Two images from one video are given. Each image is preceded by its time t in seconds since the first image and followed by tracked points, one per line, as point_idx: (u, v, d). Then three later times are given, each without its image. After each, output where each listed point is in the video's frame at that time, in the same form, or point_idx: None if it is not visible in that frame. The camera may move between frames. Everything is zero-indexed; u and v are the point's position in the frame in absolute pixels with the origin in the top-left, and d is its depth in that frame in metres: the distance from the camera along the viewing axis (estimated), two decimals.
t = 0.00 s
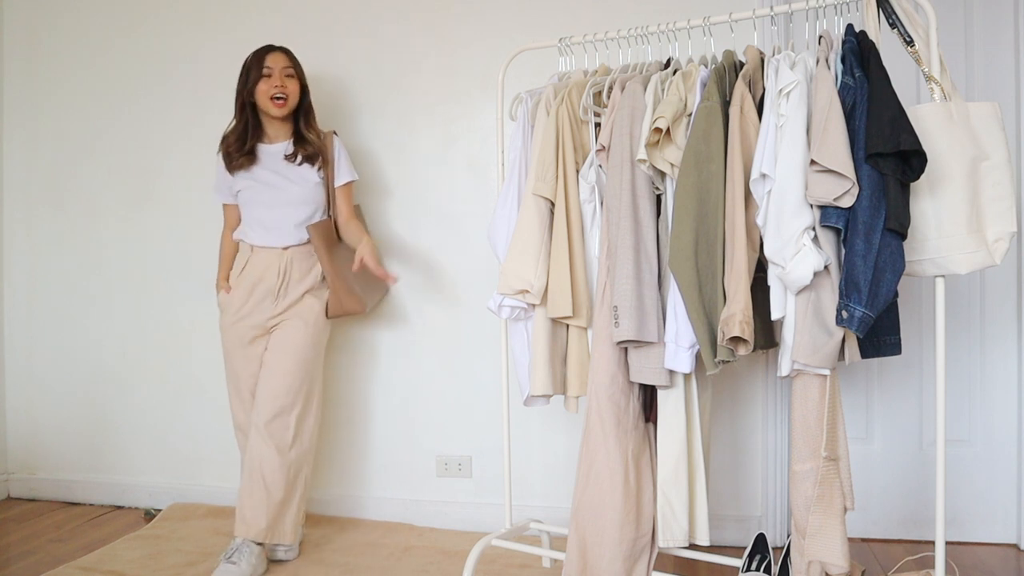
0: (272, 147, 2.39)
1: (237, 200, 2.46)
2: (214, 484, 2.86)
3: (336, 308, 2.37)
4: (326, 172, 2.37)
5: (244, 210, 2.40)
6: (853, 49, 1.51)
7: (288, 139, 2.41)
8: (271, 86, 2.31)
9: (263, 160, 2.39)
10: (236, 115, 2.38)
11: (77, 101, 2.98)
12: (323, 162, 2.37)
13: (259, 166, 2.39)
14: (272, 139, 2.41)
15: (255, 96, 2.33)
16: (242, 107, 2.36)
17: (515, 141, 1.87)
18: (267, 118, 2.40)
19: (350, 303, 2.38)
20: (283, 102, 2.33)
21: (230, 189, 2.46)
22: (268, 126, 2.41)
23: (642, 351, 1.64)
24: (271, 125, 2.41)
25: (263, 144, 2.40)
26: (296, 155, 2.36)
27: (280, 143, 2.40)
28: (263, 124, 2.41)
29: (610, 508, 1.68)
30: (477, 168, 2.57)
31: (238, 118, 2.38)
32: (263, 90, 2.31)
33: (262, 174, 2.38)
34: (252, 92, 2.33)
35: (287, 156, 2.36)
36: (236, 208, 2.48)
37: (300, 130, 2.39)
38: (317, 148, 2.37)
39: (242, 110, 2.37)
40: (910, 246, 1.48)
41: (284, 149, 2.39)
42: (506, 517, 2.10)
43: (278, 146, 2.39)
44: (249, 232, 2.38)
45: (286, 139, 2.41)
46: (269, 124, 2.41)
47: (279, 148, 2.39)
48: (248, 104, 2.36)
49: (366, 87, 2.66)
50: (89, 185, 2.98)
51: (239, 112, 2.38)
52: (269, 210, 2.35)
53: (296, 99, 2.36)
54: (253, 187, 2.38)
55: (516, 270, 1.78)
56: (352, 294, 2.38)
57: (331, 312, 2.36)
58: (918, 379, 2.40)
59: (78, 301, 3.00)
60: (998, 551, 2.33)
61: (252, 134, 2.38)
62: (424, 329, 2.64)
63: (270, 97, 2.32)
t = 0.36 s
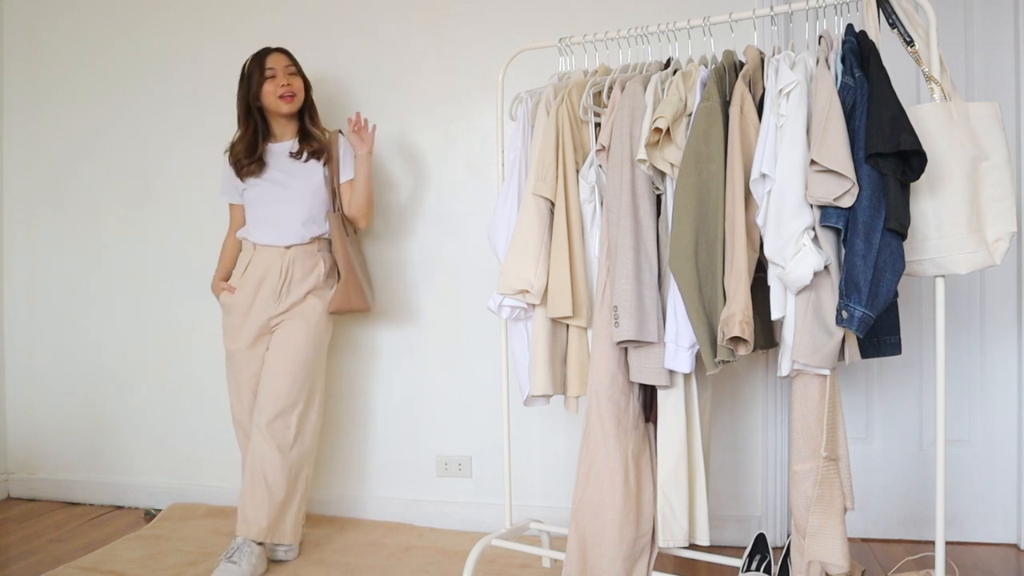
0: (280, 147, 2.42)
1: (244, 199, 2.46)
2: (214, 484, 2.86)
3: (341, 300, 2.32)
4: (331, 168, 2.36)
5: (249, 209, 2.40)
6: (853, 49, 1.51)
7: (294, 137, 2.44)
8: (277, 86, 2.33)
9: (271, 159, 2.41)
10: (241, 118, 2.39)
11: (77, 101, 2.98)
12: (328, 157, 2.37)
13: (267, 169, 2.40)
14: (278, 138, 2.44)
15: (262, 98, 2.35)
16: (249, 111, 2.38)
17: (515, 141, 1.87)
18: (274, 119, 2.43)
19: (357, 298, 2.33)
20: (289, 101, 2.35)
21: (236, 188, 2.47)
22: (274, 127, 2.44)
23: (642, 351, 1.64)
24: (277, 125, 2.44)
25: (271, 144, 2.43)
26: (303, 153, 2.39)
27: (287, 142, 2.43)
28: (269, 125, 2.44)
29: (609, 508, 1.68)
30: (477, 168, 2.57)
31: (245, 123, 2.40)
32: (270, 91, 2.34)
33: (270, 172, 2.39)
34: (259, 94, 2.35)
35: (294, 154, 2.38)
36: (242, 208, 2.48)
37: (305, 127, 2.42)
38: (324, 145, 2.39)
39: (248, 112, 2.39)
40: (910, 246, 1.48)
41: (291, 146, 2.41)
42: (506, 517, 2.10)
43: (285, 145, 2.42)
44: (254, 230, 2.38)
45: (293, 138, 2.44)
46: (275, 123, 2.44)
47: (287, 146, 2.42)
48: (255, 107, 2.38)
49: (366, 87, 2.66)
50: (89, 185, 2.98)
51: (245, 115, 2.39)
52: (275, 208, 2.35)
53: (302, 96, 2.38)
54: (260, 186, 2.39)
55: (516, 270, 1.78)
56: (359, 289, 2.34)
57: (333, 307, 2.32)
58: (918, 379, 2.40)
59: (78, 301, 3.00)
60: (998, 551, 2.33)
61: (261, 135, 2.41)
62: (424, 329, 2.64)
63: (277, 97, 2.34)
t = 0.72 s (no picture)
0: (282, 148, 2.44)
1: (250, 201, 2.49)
2: (214, 484, 2.86)
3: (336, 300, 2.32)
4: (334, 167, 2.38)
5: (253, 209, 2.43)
6: (853, 49, 1.51)
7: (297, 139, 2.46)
8: (275, 93, 2.33)
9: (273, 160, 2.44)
10: (242, 122, 2.42)
11: (77, 101, 2.98)
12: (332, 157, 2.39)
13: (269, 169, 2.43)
14: (282, 140, 2.46)
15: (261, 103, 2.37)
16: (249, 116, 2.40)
17: (515, 141, 1.87)
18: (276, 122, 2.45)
19: (353, 298, 2.32)
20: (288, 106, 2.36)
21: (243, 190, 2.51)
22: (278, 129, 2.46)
23: (642, 351, 1.64)
24: (280, 127, 2.46)
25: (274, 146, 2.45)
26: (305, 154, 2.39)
27: (290, 144, 2.44)
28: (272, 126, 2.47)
29: (609, 508, 1.68)
30: (477, 168, 2.57)
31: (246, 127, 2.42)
32: (269, 98, 2.35)
33: (272, 174, 2.41)
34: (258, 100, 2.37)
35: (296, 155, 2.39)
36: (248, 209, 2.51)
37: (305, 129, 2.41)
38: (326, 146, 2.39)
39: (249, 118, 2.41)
40: (910, 246, 1.48)
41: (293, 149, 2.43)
42: (506, 516, 2.10)
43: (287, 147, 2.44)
44: (257, 230, 2.40)
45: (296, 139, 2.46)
46: (278, 125, 2.46)
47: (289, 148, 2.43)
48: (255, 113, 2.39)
49: (365, 87, 2.66)
50: (89, 185, 2.98)
51: (246, 119, 2.42)
52: (277, 207, 2.36)
53: (302, 101, 2.38)
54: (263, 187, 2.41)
55: (516, 270, 1.78)
56: (356, 289, 2.34)
57: (331, 307, 2.32)
58: (918, 378, 2.40)
59: (78, 301, 3.00)
60: (998, 551, 2.33)
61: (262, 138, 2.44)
62: (423, 329, 2.64)
63: (276, 104, 2.35)
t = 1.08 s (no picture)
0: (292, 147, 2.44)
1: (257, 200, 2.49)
2: (214, 484, 2.86)
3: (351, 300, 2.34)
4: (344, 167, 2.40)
5: (263, 210, 2.42)
6: (853, 49, 1.51)
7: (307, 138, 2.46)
8: (294, 92, 2.34)
9: (285, 161, 2.43)
10: (255, 122, 2.40)
11: (77, 101, 2.98)
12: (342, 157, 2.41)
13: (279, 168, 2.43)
14: (292, 139, 2.46)
15: (277, 103, 2.36)
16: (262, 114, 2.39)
17: (515, 141, 1.87)
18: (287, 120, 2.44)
19: (366, 299, 2.35)
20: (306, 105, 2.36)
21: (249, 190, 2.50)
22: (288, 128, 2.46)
23: (642, 351, 1.64)
24: (291, 127, 2.45)
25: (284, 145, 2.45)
26: (315, 153, 2.41)
27: (301, 143, 2.45)
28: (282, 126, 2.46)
29: (609, 508, 1.68)
30: (477, 168, 2.57)
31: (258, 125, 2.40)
32: (286, 97, 2.34)
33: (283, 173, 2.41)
34: (274, 99, 2.35)
35: (307, 154, 2.40)
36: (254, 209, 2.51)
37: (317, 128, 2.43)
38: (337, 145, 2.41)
39: (262, 116, 2.40)
40: (910, 246, 1.48)
41: (304, 147, 2.44)
42: (506, 516, 2.10)
43: (297, 145, 2.44)
44: (268, 229, 2.40)
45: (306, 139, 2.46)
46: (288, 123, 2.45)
47: (299, 147, 2.44)
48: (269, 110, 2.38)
49: (365, 87, 2.66)
50: (89, 185, 2.98)
51: (259, 118, 2.40)
52: (289, 208, 2.37)
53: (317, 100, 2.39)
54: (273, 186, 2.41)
55: (516, 270, 1.78)
56: (368, 289, 2.36)
57: (343, 306, 2.34)
58: (918, 379, 2.40)
59: (78, 301, 3.00)
60: (998, 551, 2.33)
61: (274, 138, 2.42)
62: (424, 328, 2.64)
63: (294, 102, 2.35)
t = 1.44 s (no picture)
0: (312, 142, 2.42)
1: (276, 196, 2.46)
2: (214, 484, 2.86)
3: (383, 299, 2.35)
4: (365, 164, 2.39)
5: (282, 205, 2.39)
6: (853, 49, 1.51)
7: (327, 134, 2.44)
8: (315, 84, 2.32)
9: (304, 155, 2.41)
10: (274, 114, 2.39)
11: (77, 101, 2.98)
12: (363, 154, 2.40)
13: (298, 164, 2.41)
14: (312, 134, 2.44)
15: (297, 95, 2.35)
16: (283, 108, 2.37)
17: (516, 141, 1.87)
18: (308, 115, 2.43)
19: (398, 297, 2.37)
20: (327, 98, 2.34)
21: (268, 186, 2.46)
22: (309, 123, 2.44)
23: (642, 351, 1.64)
24: (312, 122, 2.44)
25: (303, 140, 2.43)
26: (336, 149, 2.39)
27: (321, 139, 2.43)
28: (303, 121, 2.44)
29: (609, 509, 1.68)
30: (477, 168, 2.57)
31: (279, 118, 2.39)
32: (307, 89, 2.33)
33: (303, 169, 2.39)
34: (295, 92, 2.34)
35: (328, 150, 2.38)
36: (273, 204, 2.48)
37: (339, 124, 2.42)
38: (358, 142, 2.40)
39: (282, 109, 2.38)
40: (910, 246, 1.48)
41: (324, 144, 2.42)
42: (506, 516, 2.10)
43: (319, 141, 2.42)
44: (287, 225, 2.36)
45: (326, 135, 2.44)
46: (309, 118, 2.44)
47: (320, 143, 2.42)
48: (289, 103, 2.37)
49: (365, 87, 2.66)
50: (89, 185, 2.98)
51: (279, 112, 2.39)
52: (309, 203, 2.34)
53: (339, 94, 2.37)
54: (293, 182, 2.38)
55: (516, 270, 1.78)
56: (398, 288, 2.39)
57: (375, 306, 2.35)
58: (918, 378, 2.40)
59: (78, 302, 3.00)
60: (998, 551, 2.33)
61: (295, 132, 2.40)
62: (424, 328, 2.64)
63: (315, 95, 2.33)
